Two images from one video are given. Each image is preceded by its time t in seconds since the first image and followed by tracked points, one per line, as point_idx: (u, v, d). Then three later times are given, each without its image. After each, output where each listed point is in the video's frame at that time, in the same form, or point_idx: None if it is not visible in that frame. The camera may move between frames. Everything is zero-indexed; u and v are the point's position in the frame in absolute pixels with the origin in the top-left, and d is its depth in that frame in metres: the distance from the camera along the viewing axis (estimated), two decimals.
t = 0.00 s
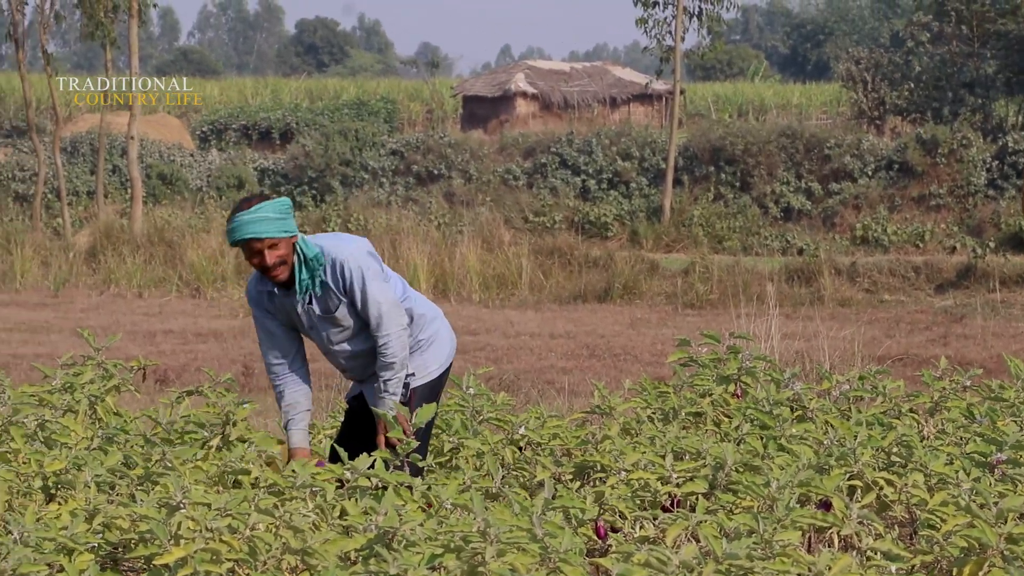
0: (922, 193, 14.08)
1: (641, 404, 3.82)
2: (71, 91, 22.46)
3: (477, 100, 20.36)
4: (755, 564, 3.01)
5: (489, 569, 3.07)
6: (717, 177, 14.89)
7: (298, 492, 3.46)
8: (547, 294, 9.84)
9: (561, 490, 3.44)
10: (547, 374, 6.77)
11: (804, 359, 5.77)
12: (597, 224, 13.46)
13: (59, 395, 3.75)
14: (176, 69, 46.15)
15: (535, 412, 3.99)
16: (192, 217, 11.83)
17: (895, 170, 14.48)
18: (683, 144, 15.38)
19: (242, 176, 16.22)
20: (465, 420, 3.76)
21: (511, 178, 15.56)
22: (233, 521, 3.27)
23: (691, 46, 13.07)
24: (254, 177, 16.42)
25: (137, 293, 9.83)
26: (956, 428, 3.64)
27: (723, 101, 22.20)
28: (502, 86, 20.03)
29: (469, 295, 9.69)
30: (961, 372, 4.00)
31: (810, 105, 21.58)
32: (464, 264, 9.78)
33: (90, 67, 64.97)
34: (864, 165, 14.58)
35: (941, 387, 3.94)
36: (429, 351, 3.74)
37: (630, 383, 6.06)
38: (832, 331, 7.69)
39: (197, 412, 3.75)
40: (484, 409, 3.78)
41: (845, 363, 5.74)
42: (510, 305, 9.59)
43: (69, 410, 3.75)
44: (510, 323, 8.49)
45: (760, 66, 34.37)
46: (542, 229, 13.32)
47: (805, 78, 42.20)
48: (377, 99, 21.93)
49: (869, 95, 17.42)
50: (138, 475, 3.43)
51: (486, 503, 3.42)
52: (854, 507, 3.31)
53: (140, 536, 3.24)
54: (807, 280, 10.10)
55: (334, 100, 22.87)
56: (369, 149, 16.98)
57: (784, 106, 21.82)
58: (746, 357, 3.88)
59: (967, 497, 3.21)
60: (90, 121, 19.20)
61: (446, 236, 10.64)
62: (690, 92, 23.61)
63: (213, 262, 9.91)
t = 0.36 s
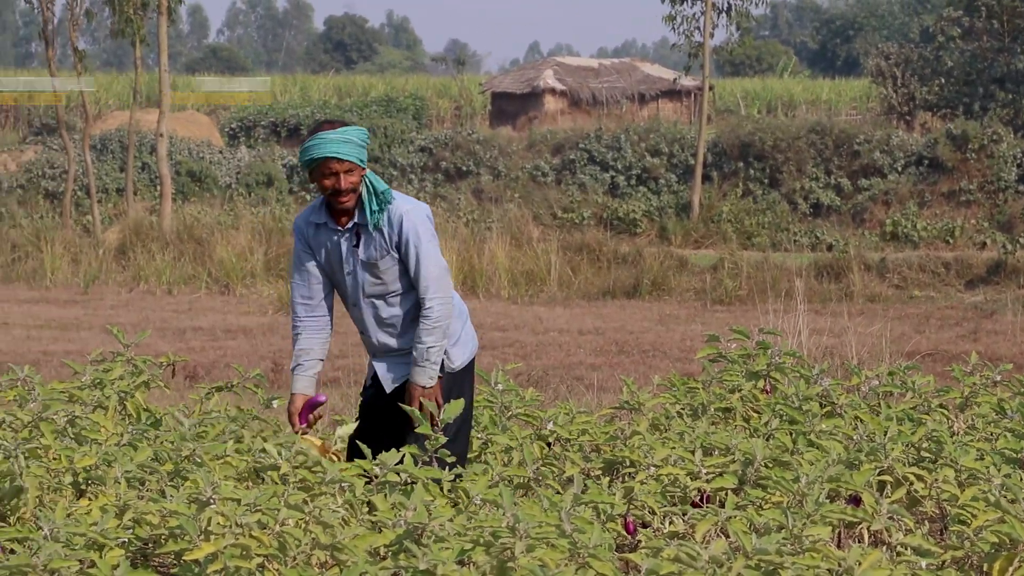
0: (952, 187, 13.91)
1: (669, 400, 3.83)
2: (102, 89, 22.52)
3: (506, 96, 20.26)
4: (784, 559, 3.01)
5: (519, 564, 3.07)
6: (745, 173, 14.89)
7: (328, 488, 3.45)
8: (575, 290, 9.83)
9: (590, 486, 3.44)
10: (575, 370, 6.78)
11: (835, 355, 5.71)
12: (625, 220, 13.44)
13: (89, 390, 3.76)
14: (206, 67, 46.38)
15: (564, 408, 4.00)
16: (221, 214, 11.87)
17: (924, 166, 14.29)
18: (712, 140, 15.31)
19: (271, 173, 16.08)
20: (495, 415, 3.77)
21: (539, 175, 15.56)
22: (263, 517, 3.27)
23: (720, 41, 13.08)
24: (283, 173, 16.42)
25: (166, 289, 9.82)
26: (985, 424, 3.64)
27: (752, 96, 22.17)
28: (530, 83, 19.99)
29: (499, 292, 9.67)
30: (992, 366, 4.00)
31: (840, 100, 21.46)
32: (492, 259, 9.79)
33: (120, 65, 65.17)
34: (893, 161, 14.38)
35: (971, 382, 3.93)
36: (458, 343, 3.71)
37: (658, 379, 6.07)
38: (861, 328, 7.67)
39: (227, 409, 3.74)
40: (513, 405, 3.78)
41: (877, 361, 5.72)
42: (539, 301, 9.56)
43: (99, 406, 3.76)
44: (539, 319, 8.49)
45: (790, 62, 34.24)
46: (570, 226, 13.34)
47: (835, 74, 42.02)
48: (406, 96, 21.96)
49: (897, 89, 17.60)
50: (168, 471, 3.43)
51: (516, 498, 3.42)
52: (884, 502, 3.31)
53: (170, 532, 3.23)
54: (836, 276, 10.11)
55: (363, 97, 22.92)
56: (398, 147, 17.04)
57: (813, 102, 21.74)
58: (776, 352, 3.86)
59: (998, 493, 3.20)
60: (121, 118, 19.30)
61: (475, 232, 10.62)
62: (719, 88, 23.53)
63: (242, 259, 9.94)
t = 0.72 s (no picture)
0: (977, 166, 13.80)
1: (694, 379, 3.84)
2: (124, 67, 22.48)
3: (530, 75, 20.39)
4: (809, 538, 3.01)
5: (543, 544, 3.07)
6: (769, 152, 14.66)
7: (351, 467, 3.45)
8: (599, 270, 9.81)
9: (615, 464, 3.44)
10: (598, 349, 6.78)
11: (856, 334, 5.82)
12: (650, 199, 13.45)
13: (113, 369, 3.76)
14: (229, 46, 46.43)
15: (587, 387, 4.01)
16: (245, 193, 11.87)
17: (949, 144, 14.23)
18: (736, 119, 15.25)
19: (295, 152, 16.06)
20: (518, 395, 3.77)
21: (563, 154, 15.56)
22: (287, 495, 3.26)
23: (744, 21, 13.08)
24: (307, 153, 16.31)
25: (190, 269, 9.74)
26: (1010, 403, 3.65)
27: (776, 75, 22.12)
28: (555, 61, 20.05)
29: (522, 271, 9.63)
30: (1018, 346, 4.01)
31: (866, 79, 21.34)
32: (516, 239, 9.76)
33: (142, 44, 65.20)
34: (918, 140, 14.34)
35: (995, 361, 3.95)
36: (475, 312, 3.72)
37: (681, 359, 6.12)
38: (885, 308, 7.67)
39: (249, 388, 3.74)
40: (537, 384, 3.79)
41: (900, 339, 5.86)
42: (563, 279, 9.54)
43: (123, 384, 3.77)
44: (563, 298, 8.50)
45: (816, 40, 34.04)
46: (594, 204, 13.35)
47: (858, 53, 41.68)
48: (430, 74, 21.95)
49: (923, 68, 17.25)
50: (192, 449, 3.43)
51: (539, 477, 3.42)
52: (909, 481, 3.31)
53: (194, 511, 3.24)
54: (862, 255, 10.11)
55: (387, 75, 22.93)
56: (422, 126, 17.02)
57: (837, 80, 21.60)
58: (800, 332, 3.91)
59: None
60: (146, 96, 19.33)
61: (500, 211, 10.61)
62: (743, 66, 23.52)
63: (266, 238, 9.90)
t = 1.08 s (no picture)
0: (998, 154, 13.75)
1: (715, 368, 3.84)
2: (145, 56, 22.49)
3: (549, 64, 20.42)
4: (831, 527, 3.00)
5: (563, 532, 3.04)
6: (790, 140, 14.67)
7: (372, 457, 3.44)
8: (620, 259, 9.79)
9: (636, 452, 3.44)
10: (620, 338, 6.77)
11: (877, 322, 5.70)
12: (670, 187, 13.41)
13: (136, 359, 3.79)
14: (250, 35, 46.60)
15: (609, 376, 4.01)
16: (265, 182, 11.90)
17: (971, 132, 14.21)
18: (756, 109, 15.21)
19: (315, 141, 16.07)
20: (539, 383, 3.77)
21: (583, 143, 15.55)
22: (309, 484, 3.26)
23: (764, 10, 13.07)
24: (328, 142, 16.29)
25: (211, 258, 9.77)
26: None
27: (797, 64, 22.09)
28: (574, 51, 20.05)
29: (542, 260, 9.62)
30: None
31: (887, 67, 21.29)
32: (536, 228, 9.73)
33: (164, 32, 65.38)
34: (939, 128, 14.28)
35: (1018, 350, 3.95)
36: (472, 300, 3.78)
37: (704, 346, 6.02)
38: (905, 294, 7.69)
39: (271, 375, 3.78)
40: (558, 373, 3.80)
41: (922, 327, 5.70)
42: (583, 268, 9.56)
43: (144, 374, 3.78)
44: (583, 287, 8.49)
45: (836, 28, 34.03)
46: (614, 193, 13.32)
47: (879, 41, 41.59)
48: (450, 64, 21.97)
49: (943, 56, 17.32)
50: (214, 438, 3.44)
51: (560, 466, 3.41)
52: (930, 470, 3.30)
53: (215, 498, 3.23)
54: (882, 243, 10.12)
55: (407, 64, 22.99)
56: (442, 115, 17.02)
57: (857, 68, 21.55)
58: (821, 320, 3.92)
59: None
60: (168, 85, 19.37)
61: (519, 200, 10.60)
62: (764, 55, 23.54)
63: (287, 227, 9.90)
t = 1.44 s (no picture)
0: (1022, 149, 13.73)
1: (738, 363, 3.84)
2: (170, 50, 22.53)
3: (573, 58, 20.17)
4: (855, 523, 2.99)
5: (586, 527, 3.03)
6: (813, 135, 14.59)
7: (396, 451, 3.43)
8: (642, 253, 9.79)
9: (659, 446, 3.43)
10: (643, 333, 6.78)
11: (904, 317, 5.85)
12: (693, 181, 13.36)
13: (160, 352, 3.79)
14: (274, 28, 46.93)
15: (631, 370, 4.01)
16: (288, 176, 11.91)
17: (995, 126, 14.23)
18: (780, 103, 15.17)
19: (338, 136, 16.07)
20: (562, 378, 3.77)
21: (606, 137, 15.51)
22: (332, 478, 3.25)
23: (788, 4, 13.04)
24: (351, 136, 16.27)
25: (235, 252, 9.74)
26: None
27: (820, 58, 22.08)
28: (597, 44, 19.85)
29: (565, 255, 9.62)
30: None
31: (910, 61, 21.29)
32: (559, 223, 9.72)
33: (188, 27, 65.60)
34: (963, 122, 14.28)
35: None
36: (460, 302, 3.68)
37: (726, 342, 6.06)
38: (929, 289, 7.68)
39: (292, 369, 3.78)
40: (580, 368, 3.80)
41: (946, 321, 5.89)
42: (607, 264, 9.52)
43: (168, 367, 3.79)
44: (606, 282, 8.48)
45: (860, 22, 34.06)
46: (637, 187, 13.27)
47: (903, 36, 41.64)
48: (473, 58, 22.01)
49: (967, 50, 17.30)
50: (237, 432, 3.44)
51: (583, 460, 3.40)
52: (955, 465, 3.29)
53: (239, 492, 3.22)
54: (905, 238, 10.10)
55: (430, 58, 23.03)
56: (465, 108, 17.03)
57: (881, 62, 21.53)
58: (844, 316, 3.94)
59: None
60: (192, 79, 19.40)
61: (542, 194, 10.61)
62: (787, 49, 23.56)
63: (310, 221, 9.90)
